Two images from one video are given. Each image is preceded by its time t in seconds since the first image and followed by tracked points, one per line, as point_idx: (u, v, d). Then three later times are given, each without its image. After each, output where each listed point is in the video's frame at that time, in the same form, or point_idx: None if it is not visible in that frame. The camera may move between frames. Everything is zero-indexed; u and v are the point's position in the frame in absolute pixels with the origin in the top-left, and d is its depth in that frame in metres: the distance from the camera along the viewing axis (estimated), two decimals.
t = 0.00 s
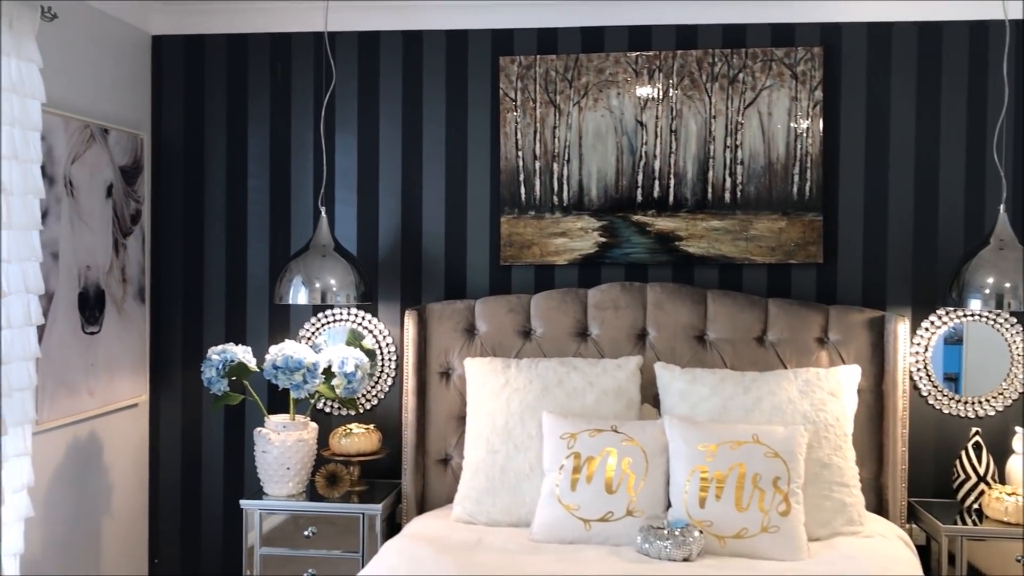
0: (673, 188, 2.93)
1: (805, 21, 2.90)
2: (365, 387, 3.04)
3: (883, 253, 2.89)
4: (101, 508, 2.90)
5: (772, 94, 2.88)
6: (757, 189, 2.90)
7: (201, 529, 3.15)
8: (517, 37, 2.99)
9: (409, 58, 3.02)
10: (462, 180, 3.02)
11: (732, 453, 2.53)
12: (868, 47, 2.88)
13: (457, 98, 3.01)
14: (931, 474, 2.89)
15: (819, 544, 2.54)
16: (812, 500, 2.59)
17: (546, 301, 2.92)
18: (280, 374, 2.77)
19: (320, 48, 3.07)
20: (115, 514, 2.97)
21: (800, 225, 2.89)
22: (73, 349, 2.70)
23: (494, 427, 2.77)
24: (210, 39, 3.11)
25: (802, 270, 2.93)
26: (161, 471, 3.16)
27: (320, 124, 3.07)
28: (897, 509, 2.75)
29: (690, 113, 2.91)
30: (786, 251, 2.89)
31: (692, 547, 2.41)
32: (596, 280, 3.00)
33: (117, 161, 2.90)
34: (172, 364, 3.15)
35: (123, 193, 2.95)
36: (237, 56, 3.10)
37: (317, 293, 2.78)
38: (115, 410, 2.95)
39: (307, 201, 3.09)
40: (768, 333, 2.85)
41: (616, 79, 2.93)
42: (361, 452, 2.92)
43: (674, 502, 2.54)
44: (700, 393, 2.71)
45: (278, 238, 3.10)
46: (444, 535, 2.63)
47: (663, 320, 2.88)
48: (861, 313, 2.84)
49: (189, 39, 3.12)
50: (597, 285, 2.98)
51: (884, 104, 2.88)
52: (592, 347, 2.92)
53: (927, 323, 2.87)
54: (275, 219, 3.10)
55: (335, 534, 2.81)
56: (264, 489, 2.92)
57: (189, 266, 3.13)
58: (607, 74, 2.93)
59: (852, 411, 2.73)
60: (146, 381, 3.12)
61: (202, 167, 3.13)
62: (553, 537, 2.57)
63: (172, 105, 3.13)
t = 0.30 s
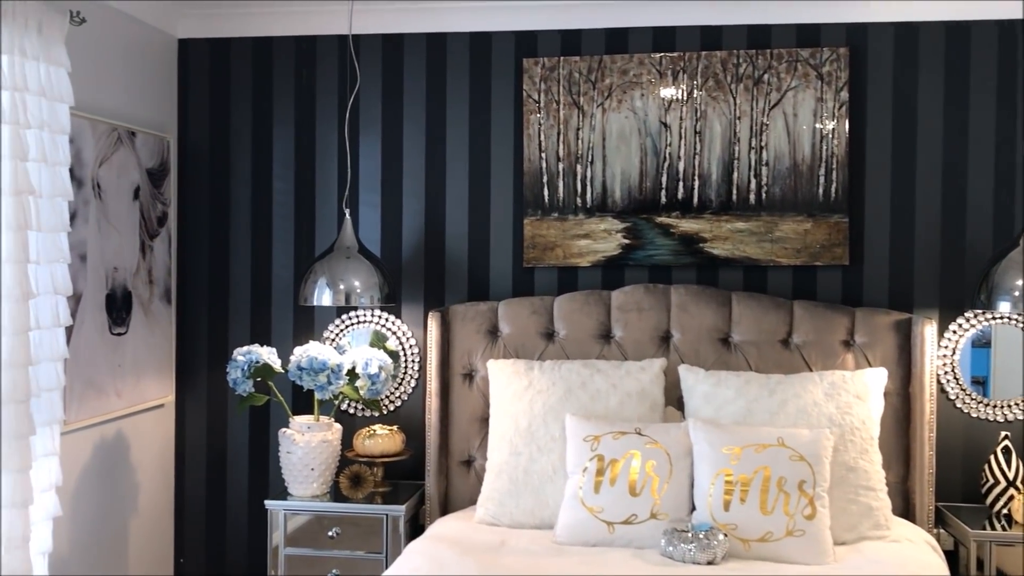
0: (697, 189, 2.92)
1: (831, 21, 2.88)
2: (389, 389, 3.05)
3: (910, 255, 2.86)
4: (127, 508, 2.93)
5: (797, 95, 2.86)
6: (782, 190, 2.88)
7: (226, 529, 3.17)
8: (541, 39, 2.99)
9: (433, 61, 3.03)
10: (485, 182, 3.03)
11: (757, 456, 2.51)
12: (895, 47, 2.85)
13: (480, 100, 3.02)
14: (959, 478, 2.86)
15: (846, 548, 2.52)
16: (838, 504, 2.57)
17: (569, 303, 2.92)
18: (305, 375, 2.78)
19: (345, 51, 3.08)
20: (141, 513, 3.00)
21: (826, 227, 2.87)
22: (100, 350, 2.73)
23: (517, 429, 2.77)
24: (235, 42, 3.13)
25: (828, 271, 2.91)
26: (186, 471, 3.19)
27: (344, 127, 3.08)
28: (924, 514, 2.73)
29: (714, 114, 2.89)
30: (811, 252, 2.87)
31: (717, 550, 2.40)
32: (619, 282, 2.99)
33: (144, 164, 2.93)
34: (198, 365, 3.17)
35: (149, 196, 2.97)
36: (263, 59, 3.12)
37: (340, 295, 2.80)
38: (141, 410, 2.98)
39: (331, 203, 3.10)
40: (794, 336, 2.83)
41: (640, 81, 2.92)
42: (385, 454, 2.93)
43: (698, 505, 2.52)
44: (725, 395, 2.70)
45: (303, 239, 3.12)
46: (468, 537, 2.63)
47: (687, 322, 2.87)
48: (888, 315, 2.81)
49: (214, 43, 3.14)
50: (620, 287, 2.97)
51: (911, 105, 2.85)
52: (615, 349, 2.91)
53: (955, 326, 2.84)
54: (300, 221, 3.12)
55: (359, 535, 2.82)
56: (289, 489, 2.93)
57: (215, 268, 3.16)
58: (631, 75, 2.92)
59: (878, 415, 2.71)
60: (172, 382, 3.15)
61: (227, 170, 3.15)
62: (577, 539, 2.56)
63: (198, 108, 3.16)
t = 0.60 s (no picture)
0: (720, 188, 2.90)
1: (856, 19, 2.85)
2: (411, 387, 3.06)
3: (937, 255, 2.83)
4: (152, 504, 2.95)
5: (822, 94, 2.84)
6: (807, 190, 2.86)
7: (249, 526, 3.19)
8: (564, 38, 2.99)
9: (456, 60, 3.03)
10: (507, 182, 3.03)
11: (780, 457, 2.50)
12: (922, 45, 2.83)
13: (503, 100, 3.02)
14: (986, 481, 2.83)
15: (870, 550, 2.50)
16: (862, 506, 2.55)
17: (591, 303, 2.92)
18: (327, 373, 2.79)
19: (368, 51, 3.09)
20: (165, 509, 3.03)
21: (851, 226, 2.84)
22: (125, 347, 2.76)
23: (539, 429, 2.77)
24: (260, 42, 3.15)
25: (853, 272, 2.88)
26: (210, 468, 3.21)
27: (367, 126, 3.09)
28: (950, 517, 2.70)
29: (738, 113, 2.88)
30: (836, 252, 2.85)
31: (739, 552, 2.38)
32: (642, 282, 2.98)
33: (169, 162, 2.95)
34: (222, 362, 3.20)
35: (174, 195, 3.00)
36: (287, 58, 3.14)
37: (363, 294, 2.81)
38: (166, 407, 3.00)
39: (354, 202, 3.11)
40: (818, 336, 2.81)
41: (664, 79, 2.91)
42: (406, 452, 2.94)
43: (720, 506, 2.51)
44: (748, 396, 2.68)
45: (326, 238, 3.13)
46: (489, 536, 2.63)
47: (709, 322, 2.85)
48: (914, 316, 2.78)
49: (239, 43, 3.16)
50: (643, 287, 2.96)
51: (938, 104, 2.82)
52: (637, 349, 2.90)
53: (982, 327, 2.81)
54: (323, 220, 3.13)
55: (380, 533, 2.83)
56: (311, 487, 2.95)
57: (239, 266, 3.18)
58: (654, 74, 2.91)
59: (904, 416, 2.69)
60: (196, 380, 3.17)
61: (251, 169, 3.17)
62: (598, 539, 2.55)
63: (223, 108, 3.18)
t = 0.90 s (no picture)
0: (743, 185, 2.89)
1: (882, 15, 2.83)
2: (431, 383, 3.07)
3: (962, 254, 2.81)
4: (174, 496, 2.98)
5: (847, 91, 2.82)
6: (830, 187, 2.84)
7: (269, 519, 3.21)
8: (586, 34, 2.98)
9: (478, 56, 3.03)
10: (528, 178, 3.02)
11: (801, 456, 2.48)
12: (948, 42, 2.80)
13: (524, 96, 3.02)
14: (1010, 482, 2.80)
15: (892, 551, 2.48)
16: (884, 506, 2.53)
17: (612, 299, 2.91)
18: (348, 368, 2.81)
19: (390, 46, 3.10)
20: (187, 502, 3.05)
21: (875, 224, 2.82)
22: (148, 340, 2.78)
23: (559, 425, 2.77)
24: (283, 38, 3.17)
25: (876, 271, 2.86)
26: (231, 462, 3.23)
27: (389, 122, 3.10)
28: (973, 518, 2.67)
29: (762, 110, 2.86)
30: (859, 251, 2.83)
31: (759, 550, 2.37)
32: (663, 279, 2.97)
33: (192, 157, 2.97)
34: (243, 357, 3.22)
35: (198, 189, 3.02)
36: (309, 54, 3.15)
37: (384, 289, 2.81)
38: (188, 400, 3.03)
39: (375, 198, 3.12)
40: (840, 335, 2.79)
41: (686, 76, 2.90)
42: (426, 447, 2.94)
43: (741, 505, 2.50)
44: (769, 394, 2.67)
45: (347, 233, 3.14)
46: (508, 531, 2.63)
47: (731, 320, 2.84)
48: (938, 315, 2.76)
49: (262, 39, 3.18)
50: (664, 284, 2.95)
51: (964, 100, 2.79)
52: (658, 347, 2.89)
53: (1008, 327, 2.77)
54: (344, 215, 3.14)
55: (400, 527, 2.84)
56: (331, 480, 2.96)
57: (261, 261, 3.20)
58: (677, 70, 2.90)
59: (927, 416, 2.66)
60: (218, 373, 3.19)
61: (274, 164, 3.18)
62: (617, 536, 2.55)
63: (246, 103, 3.20)
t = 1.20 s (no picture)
0: (764, 181, 2.87)
1: (906, 10, 2.80)
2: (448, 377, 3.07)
3: (986, 251, 2.78)
4: (192, 487, 3.00)
5: (870, 86, 2.79)
6: (852, 183, 2.82)
7: (287, 511, 3.23)
8: (607, 28, 2.97)
9: (498, 50, 3.03)
10: (548, 172, 3.02)
11: (820, 453, 2.47)
12: (974, 37, 2.77)
13: (544, 90, 3.01)
14: None
15: (911, 550, 2.46)
16: (904, 505, 2.51)
17: (630, 295, 2.90)
18: (365, 361, 2.81)
19: (411, 40, 3.10)
20: (205, 493, 3.07)
21: (897, 221, 2.80)
22: (168, 332, 2.80)
23: (576, 420, 2.76)
24: (303, 32, 3.17)
25: (898, 268, 2.83)
26: (249, 454, 3.25)
27: (409, 116, 3.10)
28: (995, 518, 2.65)
29: (783, 105, 2.84)
30: (881, 247, 2.80)
31: (777, 548, 2.36)
32: (682, 275, 2.96)
33: (213, 150, 2.99)
34: (262, 349, 3.23)
35: (218, 182, 3.03)
36: (329, 47, 3.16)
37: (402, 282, 2.82)
38: (207, 392, 3.04)
39: (394, 191, 3.13)
40: (861, 332, 2.77)
41: (707, 70, 2.88)
42: (443, 441, 2.94)
43: (759, 502, 2.49)
44: (788, 391, 2.65)
45: (366, 227, 3.15)
46: (524, 526, 2.63)
47: (750, 317, 2.83)
48: (961, 313, 2.73)
49: (283, 32, 3.19)
50: (683, 280, 2.94)
51: (989, 96, 2.76)
52: (676, 343, 2.88)
53: None
54: (363, 209, 3.15)
55: (416, 521, 2.85)
56: (348, 473, 2.97)
57: (280, 254, 3.21)
58: (698, 64, 2.89)
59: (948, 415, 2.64)
60: (237, 366, 3.21)
61: (294, 158, 3.20)
62: (634, 532, 2.54)
63: (266, 96, 3.21)
